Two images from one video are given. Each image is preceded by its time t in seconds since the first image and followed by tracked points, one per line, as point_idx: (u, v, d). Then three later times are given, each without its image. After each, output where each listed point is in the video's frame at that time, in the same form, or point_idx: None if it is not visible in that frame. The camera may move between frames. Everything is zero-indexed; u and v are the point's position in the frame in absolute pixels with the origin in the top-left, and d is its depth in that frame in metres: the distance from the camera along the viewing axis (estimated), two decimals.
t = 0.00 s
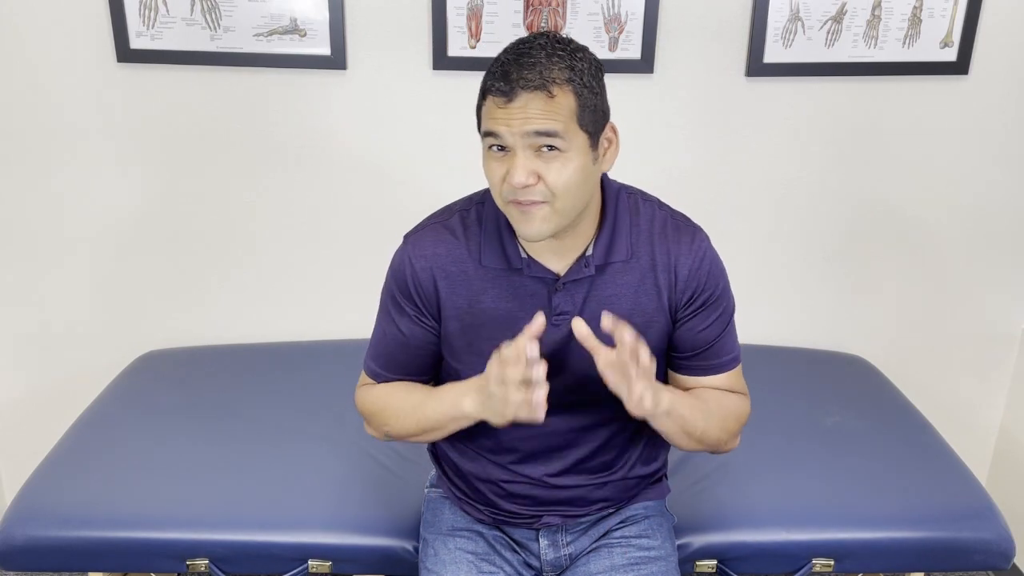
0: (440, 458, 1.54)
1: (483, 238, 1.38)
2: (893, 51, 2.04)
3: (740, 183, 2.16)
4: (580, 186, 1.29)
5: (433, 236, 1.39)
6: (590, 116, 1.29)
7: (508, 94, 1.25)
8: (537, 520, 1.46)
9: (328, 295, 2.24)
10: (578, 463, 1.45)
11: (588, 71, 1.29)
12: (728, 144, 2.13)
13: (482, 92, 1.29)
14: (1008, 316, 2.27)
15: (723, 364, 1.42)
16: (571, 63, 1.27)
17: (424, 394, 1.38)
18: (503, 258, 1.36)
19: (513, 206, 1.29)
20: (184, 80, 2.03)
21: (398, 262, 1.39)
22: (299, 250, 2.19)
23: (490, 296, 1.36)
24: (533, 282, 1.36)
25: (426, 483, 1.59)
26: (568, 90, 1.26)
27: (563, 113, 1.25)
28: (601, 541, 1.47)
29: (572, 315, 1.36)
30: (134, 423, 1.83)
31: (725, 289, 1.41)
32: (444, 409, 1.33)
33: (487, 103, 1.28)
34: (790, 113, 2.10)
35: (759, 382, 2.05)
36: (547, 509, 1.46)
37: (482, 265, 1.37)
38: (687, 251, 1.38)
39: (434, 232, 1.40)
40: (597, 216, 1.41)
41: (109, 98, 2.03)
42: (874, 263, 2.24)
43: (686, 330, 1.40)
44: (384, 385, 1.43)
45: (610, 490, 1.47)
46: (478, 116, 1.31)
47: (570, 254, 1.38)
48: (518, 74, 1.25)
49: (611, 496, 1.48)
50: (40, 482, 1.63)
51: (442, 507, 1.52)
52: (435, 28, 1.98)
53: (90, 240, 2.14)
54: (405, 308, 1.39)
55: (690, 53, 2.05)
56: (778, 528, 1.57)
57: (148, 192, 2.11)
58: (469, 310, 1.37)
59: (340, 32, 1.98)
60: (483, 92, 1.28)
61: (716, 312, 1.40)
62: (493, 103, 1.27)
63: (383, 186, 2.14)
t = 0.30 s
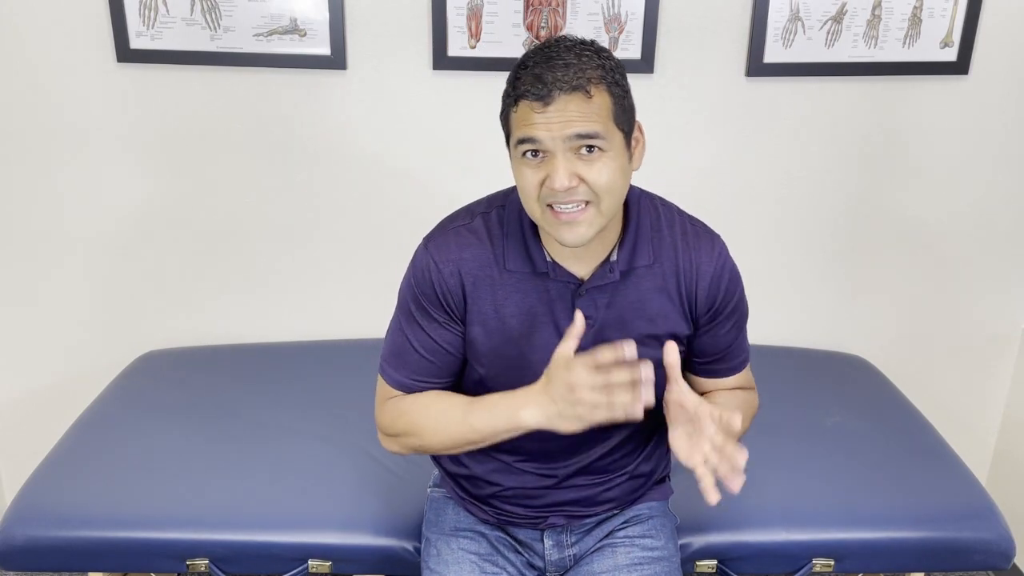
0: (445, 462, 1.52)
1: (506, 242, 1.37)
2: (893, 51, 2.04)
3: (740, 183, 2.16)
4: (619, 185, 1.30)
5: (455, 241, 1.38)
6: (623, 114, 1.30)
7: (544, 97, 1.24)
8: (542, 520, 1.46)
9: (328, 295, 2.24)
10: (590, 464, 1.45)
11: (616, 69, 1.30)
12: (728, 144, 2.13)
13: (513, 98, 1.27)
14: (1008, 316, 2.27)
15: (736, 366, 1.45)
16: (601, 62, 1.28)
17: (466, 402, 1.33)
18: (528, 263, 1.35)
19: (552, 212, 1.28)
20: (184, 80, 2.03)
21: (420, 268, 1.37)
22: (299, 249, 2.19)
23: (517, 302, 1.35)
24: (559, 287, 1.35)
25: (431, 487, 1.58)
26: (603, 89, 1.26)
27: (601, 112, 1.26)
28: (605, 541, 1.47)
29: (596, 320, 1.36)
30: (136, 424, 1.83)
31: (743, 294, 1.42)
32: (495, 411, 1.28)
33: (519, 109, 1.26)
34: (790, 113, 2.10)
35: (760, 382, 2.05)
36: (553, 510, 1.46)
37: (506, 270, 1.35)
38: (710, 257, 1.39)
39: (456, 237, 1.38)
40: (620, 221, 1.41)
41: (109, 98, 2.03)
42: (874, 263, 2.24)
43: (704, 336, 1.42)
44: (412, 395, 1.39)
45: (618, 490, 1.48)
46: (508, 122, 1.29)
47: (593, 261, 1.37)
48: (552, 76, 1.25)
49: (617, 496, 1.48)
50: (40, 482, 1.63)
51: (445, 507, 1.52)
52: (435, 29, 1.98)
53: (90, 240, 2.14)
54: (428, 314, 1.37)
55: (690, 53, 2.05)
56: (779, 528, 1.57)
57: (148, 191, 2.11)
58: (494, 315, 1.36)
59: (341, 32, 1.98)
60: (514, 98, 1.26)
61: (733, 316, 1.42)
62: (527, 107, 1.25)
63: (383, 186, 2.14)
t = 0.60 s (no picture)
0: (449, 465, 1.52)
1: (510, 248, 1.36)
2: (893, 51, 2.04)
3: (740, 183, 2.16)
4: (633, 185, 1.30)
5: (460, 247, 1.37)
6: (632, 114, 1.30)
7: (556, 99, 1.24)
8: (544, 524, 1.47)
9: (328, 295, 2.24)
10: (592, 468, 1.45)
11: (623, 69, 1.30)
12: (728, 144, 2.13)
13: (522, 101, 1.26)
14: (1008, 316, 2.27)
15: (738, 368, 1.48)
16: (609, 62, 1.28)
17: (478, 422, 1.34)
18: (532, 268, 1.35)
19: (569, 215, 1.27)
20: (184, 80, 2.03)
21: (425, 275, 1.36)
22: (298, 248, 2.19)
23: (522, 309, 1.35)
24: (562, 293, 1.35)
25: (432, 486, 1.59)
26: (612, 87, 1.27)
27: (614, 112, 1.26)
28: (607, 543, 1.46)
29: (602, 327, 1.36)
30: (136, 424, 1.83)
31: (750, 300, 1.42)
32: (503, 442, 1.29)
33: (530, 112, 1.26)
34: (790, 113, 2.10)
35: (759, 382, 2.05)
36: (555, 513, 1.47)
37: (511, 275, 1.35)
38: (715, 264, 1.38)
39: (460, 242, 1.38)
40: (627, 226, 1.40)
41: (109, 98, 2.03)
42: (874, 264, 2.24)
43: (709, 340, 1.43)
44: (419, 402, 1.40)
45: (621, 494, 1.48)
46: (518, 127, 1.29)
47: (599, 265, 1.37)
48: (562, 77, 1.25)
49: (620, 500, 1.49)
50: (40, 482, 1.63)
51: (446, 508, 1.51)
52: (435, 29, 1.98)
53: (90, 240, 2.14)
54: (434, 322, 1.37)
55: (691, 52, 2.05)
56: (778, 528, 1.57)
57: (148, 191, 2.11)
58: (500, 322, 1.36)
59: (341, 32, 1.98)
60: (524, 101, 1.26)
61: (739, 322, 1.42)
62: (540, 110, 1.25)
63: (383, 186, 2.14)
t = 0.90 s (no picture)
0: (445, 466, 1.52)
1: (497, 250, 1.37)
2: (893, 51, 2.04)
3: (740, 183, 2.16)
4: (615, 189, 1.29)
5: (447, 248, 1.38)
6: (618, 117, 1.29)
7: (540, 100, 1.24)
8: (541, 525, 1.47)
9: (328, 295, 2.24)
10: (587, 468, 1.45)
11: (610, 71, 1.30)
12: (728, 144, 2.13)
13: (507, 101, 1.26)
14: (1008, 315, 2.27)
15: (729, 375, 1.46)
16: (595, 63, 1.28)
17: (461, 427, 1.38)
18: (519, 271, 1.35)
19: (550, 218, 1.27)
20: (184, 80, 2.03)
21: (413, 276, 1.38)
22: (298, 248, 2.19)
23: (508, 311, 1.35)
24: (548, 295, 1.35)
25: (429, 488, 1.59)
26: (598, 90, 1.26)
27: (598, 115, 1.25)
28: (606, 544, 1.46)
29: (589, 330, 1.35)
30: (135, 424, 1.83)
31: (740, 304, 1.42)
32: (481, 449, 1.33)
33: (514, 112, 1.26)
34: (790, 113, 2.10)
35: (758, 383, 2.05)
36: (552, 514, 1.48)
37: (498, 278, 1.36)
38: (704, 267, 1.38)
39: (448, 244, 1.39)
40: (614, 229, 1.39)
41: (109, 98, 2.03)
42: (874, 264, 2.24)
43: (699, 343, 1.42)
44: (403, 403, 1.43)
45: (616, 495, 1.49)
46: (503, 127, 1.29)
47: (585, 268, 1.37)
48: (547, 77, 1.24)
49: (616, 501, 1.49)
50: (40, 482, 1.63)
51: (444, 508, 1.52)
52: (435, 29, 1.98)
53: (90, 240, 2.14)
54: (420, 322, 1.38)
55: (691, 53, 2.05)
56: (778, 528, 1.57)
57: (148, 191, 2.11)
58: (485, 324, 1.36)
59: (341, 32, 1.98)
60: (509, 101, 1.26)
61: (729, 327, 1.41)
62: (523, 110, 1.25)
63: (383, 185, 2.14)
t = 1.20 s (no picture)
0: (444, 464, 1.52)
1: (484, 247, 1.37)
2: (893, 51, 2.04)
3: (740, 183, 2.16)
4: (599, 184, 1.30)
5: (434, 248, 1.39)
6: (602, 112, 1.30)
7: (524, 95, 1.24)
8: (539, 524, 1.47)
9: (328, 295, 2.24)
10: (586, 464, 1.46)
11: (593, 66, 1.30)
12: (728, 144, 2.13)
13: (492, 96, 1.26)
14: (1008, 315, 2.27)
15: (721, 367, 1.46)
16: (579, 59, 1.28)
17: (441, 422, 1.39)
18: (505, 268, 1.35)
19: (534, 212, 1.28)
20: (185, 80, 2.03)
21: (398, 276, 1.38)
22: (299, 248, 2.19)
23: (495, 307, 1.36)
24: (536, 291, 1.35)
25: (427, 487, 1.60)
26: (581, 86, 1.27)
27: (582, 110, 1.26)
28: (606, 543, 1.46)
29: (576, 323, 1.35)
30: (134, 424, 1.83)
31: (726, 294, 1.41)
32: (457, 443, 1.33)
33: (498, 107, 1.26)
34: (790, 113, 2.10)
35: (757, 383, 2.05)
36: (550, 513, 1.47)
37: (484, 275, 1.36)
38: (689, 258, 1.38)
39: (434, 243, 1.39)
40: (598, 222, 1.40)
41: (110, 98, 2.03)
42: (875, 264, 2.24)
43: (689, 335, 1.42)
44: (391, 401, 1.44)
45: (615, 493, 1.49)
46: (487, 123, 1.29)
47: (572, 262, 1.37)
48: (531, 73, 1.25)
49: (614, 500, 1.49)
50: (40, 482, 1.63)
51: (444, 508, 1.52)
52: (435, 29, 1.98)
53: (90, 240, 2.14)
54: (407, 320, 1.38)
55: (691, 53, 2.05)
56: (778, 527, 1.57)
57: (148, 191, 2.11)
58: (472, 321, 1.36)
59: (340, 32, 1.98)
60: (494, 96, 1.26)
61: (717, 317, 1.41)
62: (507, 105, 1.25)
63: (383, 186, 2.14)
